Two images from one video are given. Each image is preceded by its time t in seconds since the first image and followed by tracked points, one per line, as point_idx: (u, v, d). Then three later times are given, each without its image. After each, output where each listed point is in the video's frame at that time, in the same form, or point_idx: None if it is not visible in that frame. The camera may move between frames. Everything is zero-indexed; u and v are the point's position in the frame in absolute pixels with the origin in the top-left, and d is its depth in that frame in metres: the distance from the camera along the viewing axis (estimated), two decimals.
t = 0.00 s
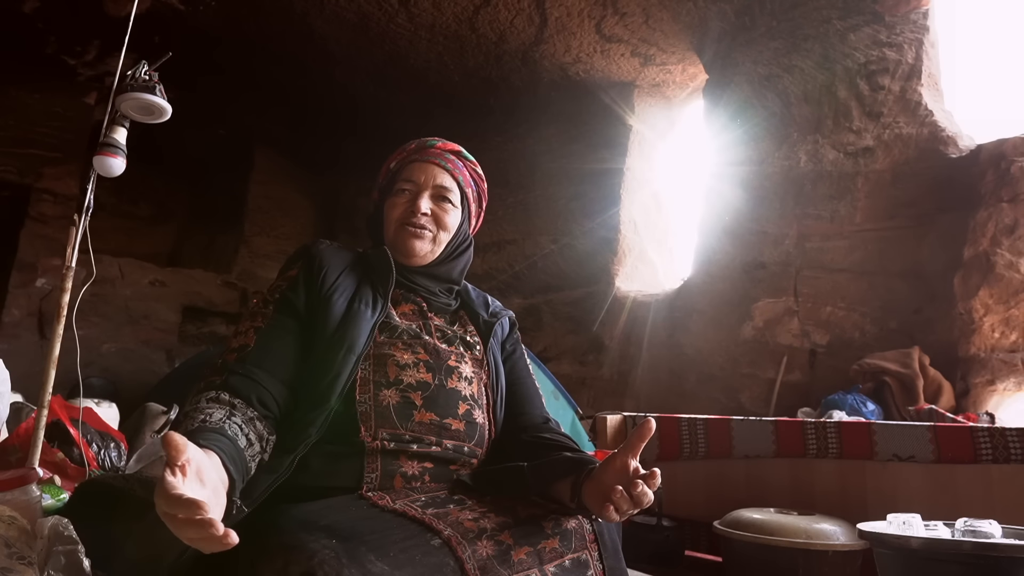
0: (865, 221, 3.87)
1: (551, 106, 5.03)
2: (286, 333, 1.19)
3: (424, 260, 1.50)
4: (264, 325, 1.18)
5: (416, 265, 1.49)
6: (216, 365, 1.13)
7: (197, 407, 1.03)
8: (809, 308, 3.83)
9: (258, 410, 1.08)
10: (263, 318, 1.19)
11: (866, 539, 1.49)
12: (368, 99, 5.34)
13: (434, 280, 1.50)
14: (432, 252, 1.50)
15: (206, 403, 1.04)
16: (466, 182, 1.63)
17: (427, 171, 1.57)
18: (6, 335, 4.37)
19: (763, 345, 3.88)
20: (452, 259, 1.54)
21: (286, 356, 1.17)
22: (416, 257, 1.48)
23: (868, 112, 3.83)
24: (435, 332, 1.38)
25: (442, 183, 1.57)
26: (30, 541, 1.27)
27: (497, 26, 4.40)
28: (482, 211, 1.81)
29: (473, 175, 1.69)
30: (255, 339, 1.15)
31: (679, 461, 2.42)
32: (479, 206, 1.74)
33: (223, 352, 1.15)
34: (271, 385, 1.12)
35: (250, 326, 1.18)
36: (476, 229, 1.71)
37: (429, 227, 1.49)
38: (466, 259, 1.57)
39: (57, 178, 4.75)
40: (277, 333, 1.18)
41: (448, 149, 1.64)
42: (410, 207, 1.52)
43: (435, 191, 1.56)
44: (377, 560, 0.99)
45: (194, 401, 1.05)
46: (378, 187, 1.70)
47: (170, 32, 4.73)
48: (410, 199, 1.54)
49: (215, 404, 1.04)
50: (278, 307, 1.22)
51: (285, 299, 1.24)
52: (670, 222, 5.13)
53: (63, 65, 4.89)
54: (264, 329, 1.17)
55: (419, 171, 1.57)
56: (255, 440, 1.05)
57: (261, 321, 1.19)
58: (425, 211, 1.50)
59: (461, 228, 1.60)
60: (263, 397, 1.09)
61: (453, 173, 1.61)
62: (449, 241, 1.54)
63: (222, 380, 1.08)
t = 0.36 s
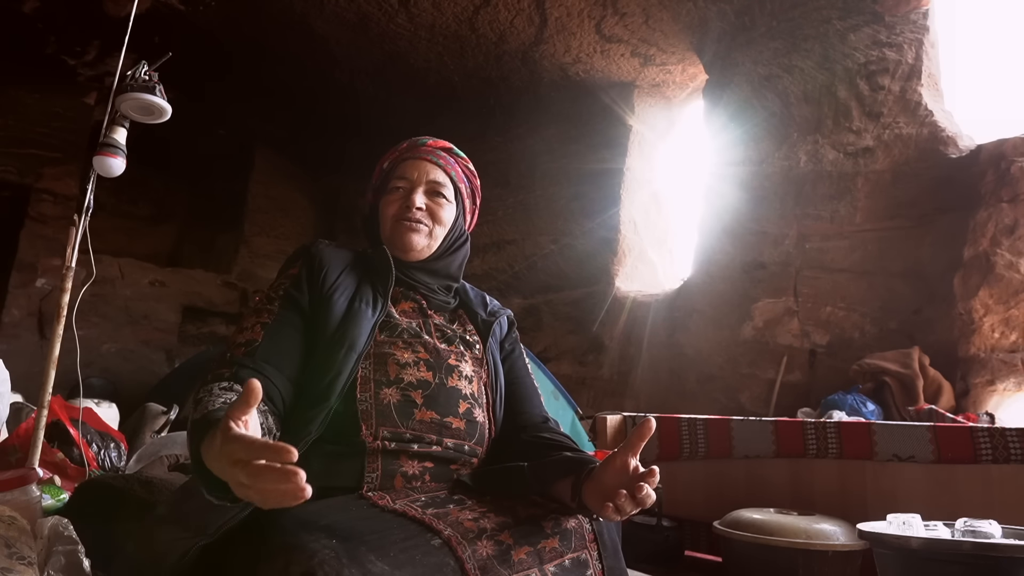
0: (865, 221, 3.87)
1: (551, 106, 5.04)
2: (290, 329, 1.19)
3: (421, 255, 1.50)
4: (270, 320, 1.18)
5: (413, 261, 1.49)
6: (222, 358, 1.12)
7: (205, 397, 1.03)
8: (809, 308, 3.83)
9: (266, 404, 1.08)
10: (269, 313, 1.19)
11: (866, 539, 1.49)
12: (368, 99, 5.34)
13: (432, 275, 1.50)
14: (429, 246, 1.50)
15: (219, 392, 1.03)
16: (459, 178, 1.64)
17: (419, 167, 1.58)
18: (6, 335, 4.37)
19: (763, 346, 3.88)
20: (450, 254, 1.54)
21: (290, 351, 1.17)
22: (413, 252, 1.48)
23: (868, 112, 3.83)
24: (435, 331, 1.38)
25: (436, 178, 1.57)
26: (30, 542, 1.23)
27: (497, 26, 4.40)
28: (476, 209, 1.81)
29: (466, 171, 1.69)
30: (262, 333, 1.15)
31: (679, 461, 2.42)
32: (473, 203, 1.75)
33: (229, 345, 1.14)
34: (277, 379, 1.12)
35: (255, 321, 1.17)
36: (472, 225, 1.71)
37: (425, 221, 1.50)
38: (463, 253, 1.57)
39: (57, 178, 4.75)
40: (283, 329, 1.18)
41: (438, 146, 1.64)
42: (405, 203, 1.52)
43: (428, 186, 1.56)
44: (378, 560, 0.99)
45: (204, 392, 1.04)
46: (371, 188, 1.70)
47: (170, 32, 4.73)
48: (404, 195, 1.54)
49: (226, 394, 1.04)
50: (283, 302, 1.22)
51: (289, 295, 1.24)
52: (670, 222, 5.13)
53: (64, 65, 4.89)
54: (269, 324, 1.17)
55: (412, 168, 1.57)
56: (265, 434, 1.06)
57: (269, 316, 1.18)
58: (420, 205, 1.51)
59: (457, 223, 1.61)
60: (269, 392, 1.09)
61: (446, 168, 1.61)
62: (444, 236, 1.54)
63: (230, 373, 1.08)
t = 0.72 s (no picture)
0: (865, 221, 3.86)
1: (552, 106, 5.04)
2: (285, 333, 1.19)
3: (420, 261, 1.50)
4: (264, 325, 1.18)
5: (411, 267, 1.49)
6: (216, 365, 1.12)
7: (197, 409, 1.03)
8: (809, 308, 3.83)
9: (259, 410, 1.08)
10: (263, 318, 1.19)
11: (866, 538, 1.49)
12: (368, 99, 5.34)
13: (431, 280, 1.50)
14: (428, 253, 1.50)
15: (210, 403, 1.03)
16: (463, 181, 1.63)
17: (423, 170, 1.57)
18: (6, 335, 4.36)
19: (762, 345, 3.88)
20: (449, 261, 1.54)
21: (286, 356, 1.17)
22: (411, 259, 1.48)
23: (868, 112, 3.84)
24: (434, 333, 1.38)
25: (439, 182, 1.57)
26: (31, 543, 1.30)
27: (497, 26, 4.40)
28: (482, 213, 1.80)
29: (471, 173, 1.69)
30: (256, 339, 1.15)
31: (679, 461, 2.42)
32: (478, 206, 1.74)
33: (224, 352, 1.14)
34: (272, 384, 1.12)
35: (250, 326, 1.17)
36: (474, 229, 1.71)
37: (424, 228, 1.49)
38: (463, 259, 1.57)
39: (57, 178, 4.75)
40: (278, 334, 1.18)
41: (445, 148, 1.63)
42: (405, 207, 1.51)
43: (430, 191, 1.55)
44: (378, 561, 0.99)
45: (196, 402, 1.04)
46: (376, 186, 1.69)
47: (171, 32, 4.73)
48: (405, 199, 1.54)
49: (218, 403, 1.04)
50: (278, 307, 1.22)
51: (285, 299, 1.24)
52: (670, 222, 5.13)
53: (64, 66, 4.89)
54: (264, 329, 1.17)
55: (415, 171, 1.57)
56: (259, 441, 1.05)
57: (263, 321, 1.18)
58: (420, 211, 1.50)
59: (459, 228, 1.60)
60: (264, 397, 1.09)
61: (450, 172, 1.60)
62: (444, 242, 1.54)
63: (224, 380, 1.08)
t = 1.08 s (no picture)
0: (866, 221, 3.86)
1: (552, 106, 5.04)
2: (284, 337, 1.19)
3: (418, 264, 1.50)
4: (262, 329, 1.18)
5: (410, 269, 1.49)
6: (214, 370, 1.13)
7: (197, 419, 1.04)
8: (809, 308, 3.82)
9: (258, 416, 1.08)
10: (261, 321, 1.19)
11: (866, 539, 1.49)
12: (368, 99, 5.34)
13: (430, 282, 1.50)
14: (426, 255, 1.50)
15: (208, 414, 1.04)
16: (464, 182, 1.63)
17: (423, 171, 1.57)
18: (6, 335, 4.35)
19: (762, 346, 3.88)
20: (447, 263, 1.53)
21: (285, 360, 1.17)
22: (409, 262, 1.48)
23: (868, 112, 3.84)
24: (433, 334, 1.38)
25: (438, 183, 1.57)
26: (30, 542, 1.23)
27: (497, 26, 4.41)
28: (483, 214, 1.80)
29: (473, 174, 1.69)
30: (254, 343, 1.15)
31: (679, 462, 2.41)
32: (479, 207, 1.74)
33: (221, 357, 1.14)
34: (271, 390, 1.12)
35: (247, 330, 1.17)
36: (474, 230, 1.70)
37: (422, 230, 1.49)
38: (462, 260, 1.57)
39: (57, 178, 4.75)
40: (277, 337, 1.18)
41: (446, 148, 1.63)
42: (403, 208, 1.51)
43: (429, 192, 1.55)
44: (377, 561, 0.99)
45: (196, 413, 1.05)
46: (375, 185, 1.69)
47: (171, 32, 4.73)
48: (404, 200, 1.54)
49: (218, 414, 1.05)
50: (276, 310, 1.22)
51: (282, 302, 1.23)
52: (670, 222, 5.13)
53: (64, 65, 4.89)
54: (262, 333, 1.17)
55: (415, 172, 1.57)
56: (258, 451, 1.06)
57: (260, 325, 1.18)
58: (418, 213, 1.50)
59: (458, 230, 1.60)
60: (263, 404, 1.10)
61: (451, 172, 1.60)
62: (443, 244, 1.53)
63: (223, 387, 1.08)
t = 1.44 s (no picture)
0: (865, 221, 3.85)
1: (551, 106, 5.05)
2: (286, 337, 1.19)
3: (422, 263, 1.49)
4: (264, 329, 1.18)
5: (415, 269, 1.49)
6: (216, 370, 1.12)
7: (199, 420, 1.03)
8: (809, 308, 3.82)
9: (261, 417, 1.08)
10: (263, 322, 1.19)
11: (866, 538, 1.49)
12: (368, 99, 5.34)
13: (432, 282, 1.50)
14: (431, 255, 1.50)
15: (210, 415, 1.04)
16: (467, 183, 1.63)
17: (427, 171, 1.57)
18: (6, 335, 4.35)
19: (762, 345, 3.88)
20: (451, 262, 1.53)
21: (287, 360, 1.17)
22: (414, 261, 1.48)
23: (868, 112, 3.84)
24: (435, 334, 1.38)
25: (442, 183, 1.57)
26: (30, 542, 1.23)
27: (497, 26, 4.41)
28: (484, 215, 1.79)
29: (476, 175, 1.68)
30: (256, 343, 1.15)
31: (679, 461, 2.41)
32: (481, 207, 1.73)
33: (223, 358, 1.14)
34: (273, 391, 1.12)
35: (250, 330, 1.17)
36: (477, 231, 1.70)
37: (427, 230, 1.49)
38: (466, 260, 1.57)
39: (57, 178, 4.75)
40: (279, 337, 1.18)
41: (450, 148, 1.63)
42: (409, 208, 1.51)
43: (434, 192, 1.55)
44: (378, 561, 0.99)
45: (198, 413, 1.05)
46: (377, 186, 1.69)
47: (171, 32, 4.73)
48: (408, 200, 1.54)
49: (220, 414, 1.05)
50: (278, 310, 1.22)
51: (284, 302, 1.23)
52: (670, 222, 5.13)
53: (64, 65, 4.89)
54: (264, 334, 1.17)
55: (419, 171, 1.57)
56: (260, 453, 1.06)
57: (262, 325, 1.18)
58: (423, 213, 1.50)
59: (462, 230, 1.60)
60: (265, 405, 1.09)
61: (454, 172, 1.60)
62: (448, 244, 1.54)
63: (225, 388, 1.08)
